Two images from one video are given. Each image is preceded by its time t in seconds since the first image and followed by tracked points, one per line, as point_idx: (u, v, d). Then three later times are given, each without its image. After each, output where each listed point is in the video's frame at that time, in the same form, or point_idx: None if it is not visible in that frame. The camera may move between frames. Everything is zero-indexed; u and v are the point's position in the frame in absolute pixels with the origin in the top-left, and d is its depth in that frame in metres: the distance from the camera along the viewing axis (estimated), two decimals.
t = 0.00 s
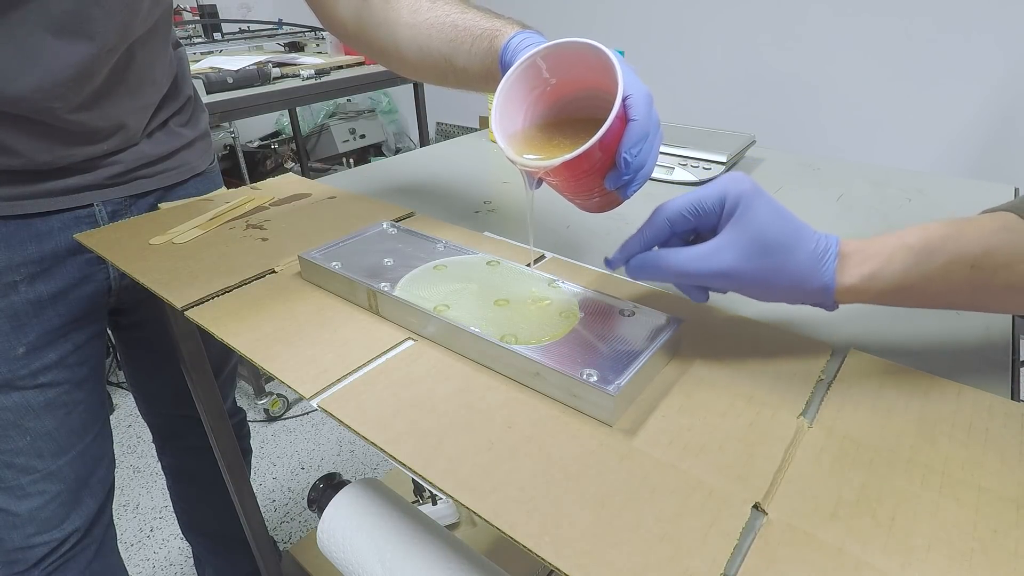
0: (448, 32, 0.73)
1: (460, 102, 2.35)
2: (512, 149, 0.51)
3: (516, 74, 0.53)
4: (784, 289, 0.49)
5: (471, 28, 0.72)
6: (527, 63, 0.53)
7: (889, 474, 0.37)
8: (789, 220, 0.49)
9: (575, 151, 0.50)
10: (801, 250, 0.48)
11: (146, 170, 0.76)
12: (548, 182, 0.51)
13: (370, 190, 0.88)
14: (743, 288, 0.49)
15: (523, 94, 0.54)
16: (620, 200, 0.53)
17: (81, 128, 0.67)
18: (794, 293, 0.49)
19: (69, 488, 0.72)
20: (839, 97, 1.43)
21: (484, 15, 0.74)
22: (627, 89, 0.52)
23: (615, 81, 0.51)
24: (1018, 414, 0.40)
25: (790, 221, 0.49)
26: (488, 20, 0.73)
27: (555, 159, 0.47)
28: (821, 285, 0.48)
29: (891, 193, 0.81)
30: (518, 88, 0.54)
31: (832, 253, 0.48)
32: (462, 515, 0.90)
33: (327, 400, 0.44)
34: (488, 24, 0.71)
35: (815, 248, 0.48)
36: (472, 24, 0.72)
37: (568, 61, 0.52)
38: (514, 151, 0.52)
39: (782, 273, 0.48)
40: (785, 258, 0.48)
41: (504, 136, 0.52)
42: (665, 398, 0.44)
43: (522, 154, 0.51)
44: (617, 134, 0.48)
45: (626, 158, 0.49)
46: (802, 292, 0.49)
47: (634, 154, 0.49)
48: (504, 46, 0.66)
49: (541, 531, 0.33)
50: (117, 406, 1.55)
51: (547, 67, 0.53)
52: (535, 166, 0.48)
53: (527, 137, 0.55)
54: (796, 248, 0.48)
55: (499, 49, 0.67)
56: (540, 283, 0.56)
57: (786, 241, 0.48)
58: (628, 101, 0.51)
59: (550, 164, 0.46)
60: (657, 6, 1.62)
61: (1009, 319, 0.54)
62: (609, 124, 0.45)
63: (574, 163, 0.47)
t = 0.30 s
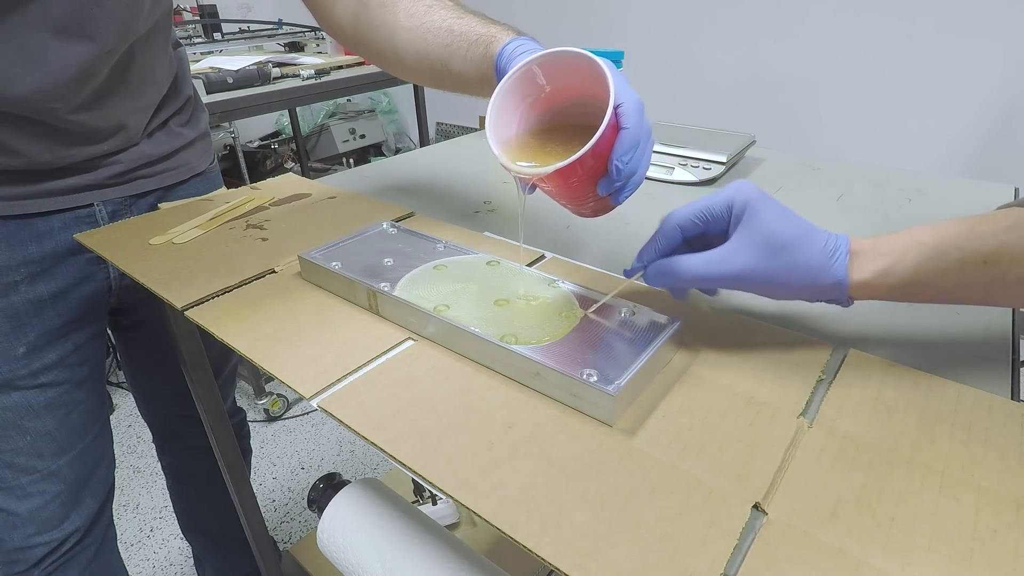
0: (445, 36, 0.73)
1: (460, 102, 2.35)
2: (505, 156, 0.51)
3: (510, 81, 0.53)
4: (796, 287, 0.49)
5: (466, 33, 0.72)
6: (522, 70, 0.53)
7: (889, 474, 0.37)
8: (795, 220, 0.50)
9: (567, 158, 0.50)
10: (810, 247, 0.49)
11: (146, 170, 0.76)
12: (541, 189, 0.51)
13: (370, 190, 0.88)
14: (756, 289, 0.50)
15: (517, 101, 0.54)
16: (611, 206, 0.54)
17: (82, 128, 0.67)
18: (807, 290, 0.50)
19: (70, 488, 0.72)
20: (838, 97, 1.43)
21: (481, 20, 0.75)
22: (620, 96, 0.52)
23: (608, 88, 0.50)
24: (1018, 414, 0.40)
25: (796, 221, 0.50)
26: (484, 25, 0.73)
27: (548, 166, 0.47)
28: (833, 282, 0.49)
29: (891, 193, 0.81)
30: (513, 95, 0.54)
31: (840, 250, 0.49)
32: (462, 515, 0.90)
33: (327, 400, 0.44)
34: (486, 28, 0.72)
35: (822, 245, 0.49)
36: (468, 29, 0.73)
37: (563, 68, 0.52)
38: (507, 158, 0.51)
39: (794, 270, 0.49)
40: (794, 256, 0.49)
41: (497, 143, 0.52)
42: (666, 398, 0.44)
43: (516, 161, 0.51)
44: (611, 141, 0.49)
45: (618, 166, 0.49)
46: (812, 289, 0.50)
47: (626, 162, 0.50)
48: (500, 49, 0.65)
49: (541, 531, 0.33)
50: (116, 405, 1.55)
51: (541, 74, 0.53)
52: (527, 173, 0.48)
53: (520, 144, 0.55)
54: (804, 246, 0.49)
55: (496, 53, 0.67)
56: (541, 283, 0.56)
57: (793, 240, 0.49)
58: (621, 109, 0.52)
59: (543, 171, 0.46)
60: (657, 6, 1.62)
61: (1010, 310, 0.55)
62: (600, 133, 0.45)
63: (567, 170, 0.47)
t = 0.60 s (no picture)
0: (446, 34, 0.73)
1: (459, 103, 2.35)
2: (505, 150, 0.51)
3: (510, 76, 0.53)
4: (808, 293, 0.50)
5: (467, 31, 0.72)
6: (522, 66, 0.53)
7: (889, 475, 0.37)
8: (803, 225, 0.50)
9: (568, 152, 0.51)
10: (821, 252, 0.49)
11: (147, 170, 0.76)
12: (542, 183, 0.51)
13: (370, 190, 0.88)
14: (768, 297, 0.50)
15: (517, 96, 0.54)
16: (612, 200, 0.54)
17: (82, 128, 0.67)
18: (818, 295, 0.50)
19: (70, 488, 0.72)
20: (838, 97, 1.43)
21: (481, 19, 0.75)
22: (620, 92, 0.52)
23: (608, 83, 0.51)
24: (1018, 414, 0.40)
25: (805, 225, 0.50)
26: (485, 23, 0.73)
27: (548, 159, 0.47)
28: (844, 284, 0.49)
29: (891, 193, 0.81)
30: (512, 90, 0.54)
31: (851, 253, 0.49)
32: (462, 515, 0.90)
33: (327, 400, 0.44)
34: (486, 26, 0.72)
35: (833, 247, 0.49)
36: (469, 27, 0.73)
37: (563, 63, 0.53)
38: (508, 152, 0.51)
39: (806, 276, 0.49)
40: (806, 262, 0.49)
41: (497, 138, 0.52)
42: (666, 398, 0.44)
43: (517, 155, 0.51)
44: (612, 135, 0.48)
45: (619, 159, 0.49)
46: (824, 292, 0.50)
47: (626, 155, 0.50)
48: (500, 47, 0.66)
49: (541, 532, 0.33)
50: (117, 405, 1.55)
51: (541, 69, 0.53)
52: (528, 167, 0.48)
53: (521, 139, 0.55)
54: (815, 251, 0.49)
55: (495, 52, 0.67)
56: (540, 283, 0.56)
57: (805, 249, 0.49)
58: (621, 104, 0.51)
59: (544, 164, 0.46)
60: (657, 6, 1.63)
61: (1009, 308, 0.55)
62: (600, 127, 0.45)
63: (568, 163, 0.47)
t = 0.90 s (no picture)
0: (448, 32, 0.73)
1: (459, 103, 2.35)
2: (509, 145, 0.51)
3: (513, 72, 0.53)
4: (819, 289, 0.50)
5: (469, 28, 0.72)
6: (524, 61, 0.53)
7: (889, 475, 0.37)
8: (806, 223, 0.49)
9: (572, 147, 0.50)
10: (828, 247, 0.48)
11: (146, 170, 0.76)
12: (546, 178, 0.51)
13: (370, 190, 0.88)
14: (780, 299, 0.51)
15: (520, 92, 0.55)
16: (615, 195, 0.54)
17: (82, 128, 0.67)
18: (826, 289, 0.50)
19: (70, 488, 0.72)
20: (838, 97, 1.43)
21: (483, 16, 0.75)
22: (624, 87, 0.52)
23: (611, 78, 0.51)
24: (1018, 414, 0.40)
25: (807, 222, 0.49)
26: (486, 20, 0.73)
27: (552, 155, 0.47)
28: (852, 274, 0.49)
29: (891, 193, 0.81)
30: (515, 86, 0.54)
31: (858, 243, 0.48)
32: (462, 515, 0.90)
33: (327, 400, 0.44)
34: (487, 24, 0.71)
35: (838, 238, 0.48)
36: (471, 24, 0.73)
37: (567, 59, 0.53)
38: (512, 148, 0.52)
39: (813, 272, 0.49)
40: (812, 262, 0.49)
41: (501, 133, 0.52)
42: (666, 398, 0.44)
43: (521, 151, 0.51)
44: (615, 131, 0.48)
45: (623, 154, 0.49)
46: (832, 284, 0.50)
47: (631, 150, 0.50)
48: (502, 43, 0.66)
49: (541, 532, 0.33)
50: (117, 406, 1.55)
51: (544, 65, 0.53)
52: (532, 163, 0.48)
53: (525, 135, 0.55)
54: (823, 247, 0.48)
55: (498, 48, 0.67)
56: (541, 283, 0.56)
57: (809, 249, 0.48)
58: (625, 98, 0.51)
59: (547, 160, 0.46)
60: (657, 6, 1.62)
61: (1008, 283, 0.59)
62: (605, 121, 0.45)
63: (572, 159, 0.47)
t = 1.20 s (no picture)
0: (450, 31, 0.73)
1: (459, 103, 2.35)
2: (518, 146, 0.51)
3: (521, 72, 0.53)
4: (832, 258, 0.49)
5: (471, 27, 0.72)
6: (533, 61, 0.53)
7: (888, 474, 0.37)
8: (810, 188, 0.50)
9: (581, 148, 0.50)
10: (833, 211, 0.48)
11: (146, 170, 0.76)
12: (554, 179, 0.51)
13: (370, 190, 0.88)
14: (790, 267, 0.50)
15: (528, 92, 0.54)
16: (624, 196, 0.54)
17: (81, 128, 0.67)
18: (841, 258, 0.49)
19: (69, 488, 0.72)
20: (838, 97, 1.43)
21: (485, 15, 0.75)
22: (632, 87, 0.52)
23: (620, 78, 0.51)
24: (1018, 414, 0.40)
25: (811, 188, 0.50)
26: (489, 19, 0.73)
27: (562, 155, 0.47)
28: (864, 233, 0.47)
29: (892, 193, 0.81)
30: (523, 86, 0.54)
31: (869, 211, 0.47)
32: (462, 515, 0.90)
33: (327, 400, 0.44)
34: (491, 24, 0.71)
35: (847, 206, 0.48)
36: (473, 24, 0.73)
37: (575, 59, 0.53)
38: (521, 149, 0.51)
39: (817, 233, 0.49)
40: (818, 226, 0.48)
41: (509, 134, 0.52)
42: (665, 398, 0.44)
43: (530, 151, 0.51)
44: (626, 129, 0.49)
45: (632, 155, 0.49)
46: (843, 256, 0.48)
47: (640, 150, 0.50)
48: (507, 44, 0.65)
49: (541, 532, 0.33)
50: (116, 406, 1.55)
51: (552, 65, 0.53)
52: (541, 164, 0.48)
53: (532, 136, 0.55)
54: (827, 210, 0.48)
55: (502, 48, 0.67)
56: (541, 283, 0.56)
57: (815, 213, 0.49)
58: (633, 98, 0.51)
59: (559, 161, 0.46)
60: (657, 6, 1.63)
61: (1009, 272, 0.61)
62: (615, 121, 0.45)
63: (584, 158, 0.47)
